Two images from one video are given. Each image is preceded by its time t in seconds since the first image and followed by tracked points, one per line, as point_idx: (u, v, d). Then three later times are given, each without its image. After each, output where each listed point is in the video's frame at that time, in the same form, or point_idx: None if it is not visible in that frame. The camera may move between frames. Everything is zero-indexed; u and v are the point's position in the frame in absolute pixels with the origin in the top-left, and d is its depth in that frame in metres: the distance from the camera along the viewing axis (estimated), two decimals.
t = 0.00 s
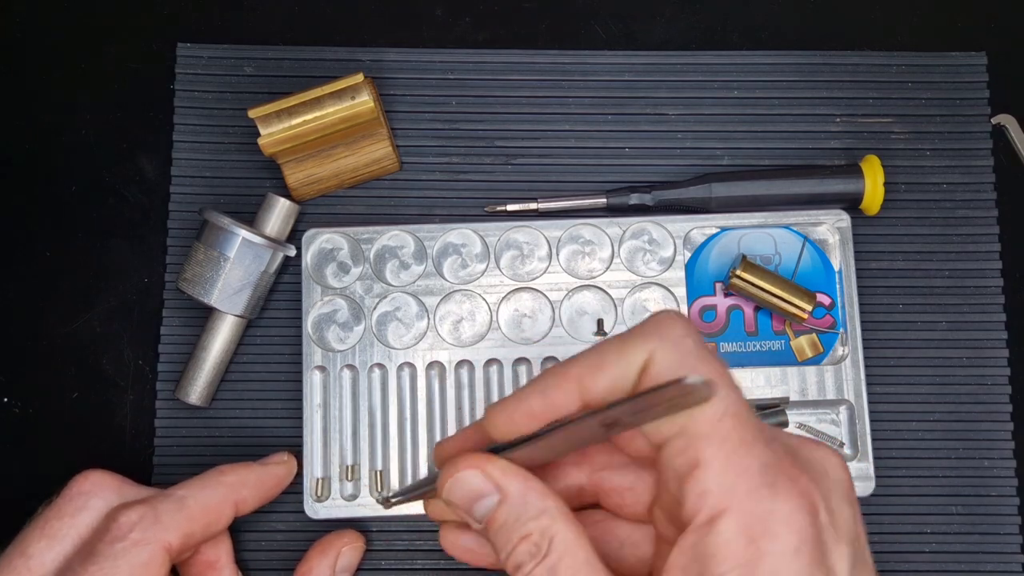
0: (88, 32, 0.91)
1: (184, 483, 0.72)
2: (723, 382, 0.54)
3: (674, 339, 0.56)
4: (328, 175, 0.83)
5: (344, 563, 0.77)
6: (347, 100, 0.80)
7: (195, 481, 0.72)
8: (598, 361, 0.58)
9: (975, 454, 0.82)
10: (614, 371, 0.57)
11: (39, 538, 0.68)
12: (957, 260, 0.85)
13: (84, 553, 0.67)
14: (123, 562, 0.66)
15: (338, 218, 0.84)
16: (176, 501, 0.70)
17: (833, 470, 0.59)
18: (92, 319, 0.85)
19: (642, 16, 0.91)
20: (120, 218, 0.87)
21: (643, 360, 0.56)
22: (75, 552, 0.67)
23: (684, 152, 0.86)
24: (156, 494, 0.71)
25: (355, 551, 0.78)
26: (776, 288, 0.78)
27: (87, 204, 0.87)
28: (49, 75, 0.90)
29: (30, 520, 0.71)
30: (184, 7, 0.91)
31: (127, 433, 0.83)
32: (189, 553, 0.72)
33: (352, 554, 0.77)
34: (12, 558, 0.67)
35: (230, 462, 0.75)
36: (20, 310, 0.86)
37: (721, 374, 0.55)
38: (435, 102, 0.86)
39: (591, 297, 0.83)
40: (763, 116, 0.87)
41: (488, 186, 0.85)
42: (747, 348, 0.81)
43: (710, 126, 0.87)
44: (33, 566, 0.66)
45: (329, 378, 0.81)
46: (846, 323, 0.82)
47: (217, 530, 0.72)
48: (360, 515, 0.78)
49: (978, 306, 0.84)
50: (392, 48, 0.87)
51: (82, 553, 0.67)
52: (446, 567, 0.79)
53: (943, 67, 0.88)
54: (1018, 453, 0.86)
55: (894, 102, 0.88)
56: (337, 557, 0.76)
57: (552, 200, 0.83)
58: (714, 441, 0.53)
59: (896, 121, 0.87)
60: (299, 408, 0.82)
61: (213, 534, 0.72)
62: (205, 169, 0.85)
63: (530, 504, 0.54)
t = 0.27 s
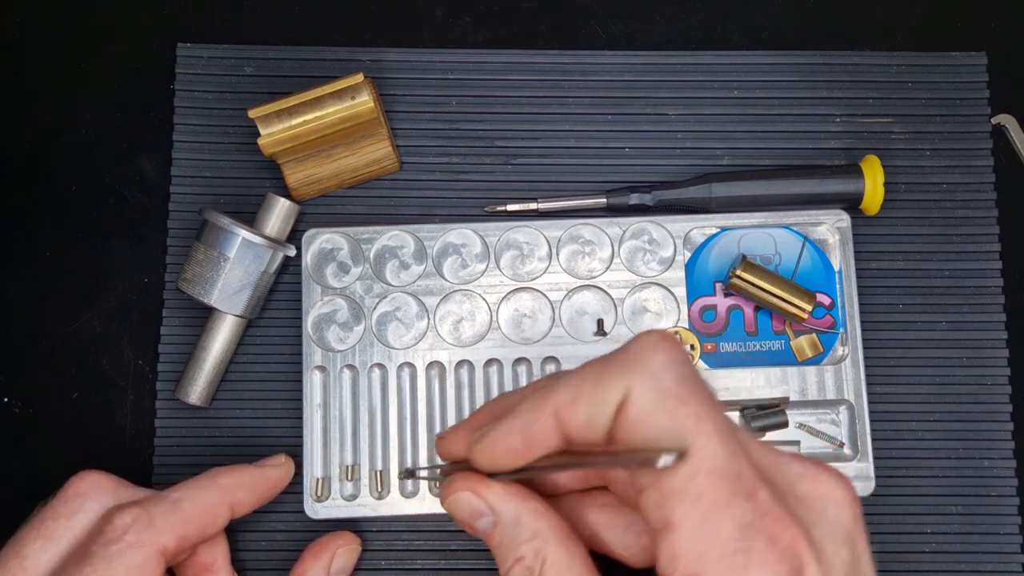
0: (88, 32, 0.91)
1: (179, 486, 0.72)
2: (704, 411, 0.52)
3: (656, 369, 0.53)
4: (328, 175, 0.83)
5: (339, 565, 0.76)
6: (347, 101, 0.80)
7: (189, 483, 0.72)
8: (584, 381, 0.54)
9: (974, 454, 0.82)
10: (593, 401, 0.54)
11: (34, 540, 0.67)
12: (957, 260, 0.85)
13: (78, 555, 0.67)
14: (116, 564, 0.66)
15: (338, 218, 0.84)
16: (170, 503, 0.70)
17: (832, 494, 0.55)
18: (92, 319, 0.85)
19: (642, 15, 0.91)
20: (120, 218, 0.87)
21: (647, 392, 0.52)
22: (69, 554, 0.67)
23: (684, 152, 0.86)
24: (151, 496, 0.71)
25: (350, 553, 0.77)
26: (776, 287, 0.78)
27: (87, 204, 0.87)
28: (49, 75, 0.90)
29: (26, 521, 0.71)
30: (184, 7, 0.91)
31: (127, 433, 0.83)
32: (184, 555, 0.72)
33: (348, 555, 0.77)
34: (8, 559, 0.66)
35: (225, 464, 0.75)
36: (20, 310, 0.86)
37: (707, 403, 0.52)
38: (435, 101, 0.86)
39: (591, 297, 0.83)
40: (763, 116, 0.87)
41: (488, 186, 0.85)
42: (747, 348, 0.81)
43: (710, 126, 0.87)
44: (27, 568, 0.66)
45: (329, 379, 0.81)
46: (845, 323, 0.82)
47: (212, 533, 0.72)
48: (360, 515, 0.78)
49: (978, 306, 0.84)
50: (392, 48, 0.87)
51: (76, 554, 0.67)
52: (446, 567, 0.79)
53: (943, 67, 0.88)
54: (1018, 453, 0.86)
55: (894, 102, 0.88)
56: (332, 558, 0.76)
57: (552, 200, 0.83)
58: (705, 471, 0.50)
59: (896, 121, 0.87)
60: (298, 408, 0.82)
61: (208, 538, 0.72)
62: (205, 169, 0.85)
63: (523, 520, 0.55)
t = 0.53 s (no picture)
0: (88, 32, 0.91)
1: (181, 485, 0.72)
2: (651, 436, 0.45)
3: (599, 391, 0.45)
4: (328, 175, 0.83)
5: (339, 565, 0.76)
6: (347, 101, 0.80)
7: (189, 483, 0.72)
8: (534, 403, 0.47)
9: (975, 454, 0.82)
10: (541, 423, 0.46)
11: (34, 538, 0.67)
12: (957, 260, 0.85)
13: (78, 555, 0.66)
14: (116, 564, 0.65)
15: (338, 217, 0.84)
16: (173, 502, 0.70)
17: (786, 514, 0.53)
18: (92, 319, 0.85)
19: (642, 15, 0.91)
20: (120, 218, 0.87)
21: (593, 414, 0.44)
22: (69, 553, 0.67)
23: (684, 152, 0.86)
24: (151, 495, 0.70)
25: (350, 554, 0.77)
26: (775, 288, 0.78)
27: (87, 204, 0.87)
28: (49, 75, 0.90)
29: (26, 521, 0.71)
30: (184, 7, 0.91)
31: (127, 433, 0.83)
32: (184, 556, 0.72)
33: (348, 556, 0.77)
34: (8, 558, 0.66)
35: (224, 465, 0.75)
36: (20, 310, 0.86)
37: (656, 426, 0.45)
38: (435, 101, 0.86)
39: (591, 297, 0.83)
40: (763, 116, 0.87)
41: (488, 186, 0.85)
42: (747, 348, 0.81)
43: (710, 126, 0.87)
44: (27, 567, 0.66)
45: (329, 379, 0.81)
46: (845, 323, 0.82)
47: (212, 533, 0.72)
48: (360, 515, 0.78)
49: (978, 306, 0.84)
50: (392, 49, 0.87)
51: (76, 553, 0.66)
52: (446, 567, 0.79)
53: (943, 67, 0.88)
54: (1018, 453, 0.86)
55: (895, 102, 0.88)
56: (332, 558, 0.76)
57: (552, 200, 0.83)
58: (644, 502, 0.45)
59: (896, 121, 0.87)
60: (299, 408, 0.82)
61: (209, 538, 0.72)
62: (206, 169, 0.85)
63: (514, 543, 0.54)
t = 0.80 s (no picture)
0: (88, 32, 0.91)
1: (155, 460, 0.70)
2: (733, 434, 0.50)
3: (679, 382, 0.50)
4: (328, 175, 0.83)
5: None
6: (347, 100, 0.80)
7: (171, 460, 0.71)
8: (607, 380, 0.54)
9: (974, 454, 0.82)
10: (615, 401, 0.53)
11: None
12: (957, 260, 0.85)
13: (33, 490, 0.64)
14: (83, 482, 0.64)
15: (338, 217, 0.84)
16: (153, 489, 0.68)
17: (867, 524, 0.57)
18: (92, 319, 0.85)
19: (642, 16, 0.91)
20: (120, 219, 0.87)
21: (668, 399, 0.50)
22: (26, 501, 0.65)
23: (684, 152, 0.86)
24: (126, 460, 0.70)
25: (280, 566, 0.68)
26: (775, 288, 0.78)
27: (87, 204, 0.87)
28: (49, 76, 0.90)
29: None
30: (184, 7, 0.91)
31: (127, 433, 0.83)
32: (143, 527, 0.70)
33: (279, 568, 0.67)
34: None
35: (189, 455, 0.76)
36: (19, 310, 0.85)
37: (739, 423, 0.50)
38: (435, 101, 0.86)
39: (591, 297, 0.83)
40: (763, 116, 0.87)
41: (488, 185, 0.85)
42: (747, 348, 0.81)
43: (710, 126, 0.87)
44: None
45: (329, 379, 0.81)
46: (845, 323, 0.82)
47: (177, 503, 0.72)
48: (361, 515, 0.79)
49: (978, 306, 0.84)
50: (392, 49, 0.87)
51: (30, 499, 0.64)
52: (446, 567, 0.79)
53: (943, 67, 0.88)
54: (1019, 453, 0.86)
55: (894, 102, 0.88)
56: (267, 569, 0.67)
57: (552, 200, 0.83)
58: (722, 506, 0.49)
59: (896, 121, 0.87)
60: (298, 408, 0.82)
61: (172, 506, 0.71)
62: (206, 169, 0.85)
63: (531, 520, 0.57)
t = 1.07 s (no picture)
0: (89, 32, 0.91)
1: (234, 422, 0.70)
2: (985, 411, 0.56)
3: (932, 345, 0.60)
4: (328, 175, 0.83)
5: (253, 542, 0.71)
6: (347, 100, 0.80)
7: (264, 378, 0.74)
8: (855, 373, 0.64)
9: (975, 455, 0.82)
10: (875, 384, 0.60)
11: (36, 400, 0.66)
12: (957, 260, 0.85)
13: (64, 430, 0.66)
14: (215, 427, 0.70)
15: (339, 218, 0.84)
16: (234, 477, 0.68)
17: None
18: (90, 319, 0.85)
19: (642, 16, 0.91)
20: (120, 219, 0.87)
21: (945, 440, 0.55)
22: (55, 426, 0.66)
23: (684, 152, 0.86)
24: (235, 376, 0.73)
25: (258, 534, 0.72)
26: (772, 290, 0.78)
27: (86, 203, 0.87)
28: (49, 76, 0.90)
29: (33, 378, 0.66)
30: (184, 7, 0.91)
31: (126, 432, 0.83)
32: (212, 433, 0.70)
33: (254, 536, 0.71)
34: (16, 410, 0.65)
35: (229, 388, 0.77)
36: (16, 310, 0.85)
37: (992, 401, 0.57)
38: (434, 101, 0.86)
39: (591, 296, 0.82)
40: (763, 116, 0.87)
41: (488, 186, 0.85)
42: (748, 348, 0.81)
43: (709, 126, 0.87)
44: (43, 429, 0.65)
45: (329, 379, 0.81)
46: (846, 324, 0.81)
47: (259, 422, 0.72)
48: (361, 515, 0.78)
49: (978, 307, 0.84)
50: (392, 49, 0.87)
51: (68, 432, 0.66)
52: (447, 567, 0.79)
53: (943, 68, 0.89)
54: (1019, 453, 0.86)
55: (894, 102, 0.88)
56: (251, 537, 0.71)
57: (552, 201, 0.84)
58: (984, 474, 0.53)
59: (896, 121, 0.87)
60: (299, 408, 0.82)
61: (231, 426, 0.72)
62: (206, 169, 0.85)
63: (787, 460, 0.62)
